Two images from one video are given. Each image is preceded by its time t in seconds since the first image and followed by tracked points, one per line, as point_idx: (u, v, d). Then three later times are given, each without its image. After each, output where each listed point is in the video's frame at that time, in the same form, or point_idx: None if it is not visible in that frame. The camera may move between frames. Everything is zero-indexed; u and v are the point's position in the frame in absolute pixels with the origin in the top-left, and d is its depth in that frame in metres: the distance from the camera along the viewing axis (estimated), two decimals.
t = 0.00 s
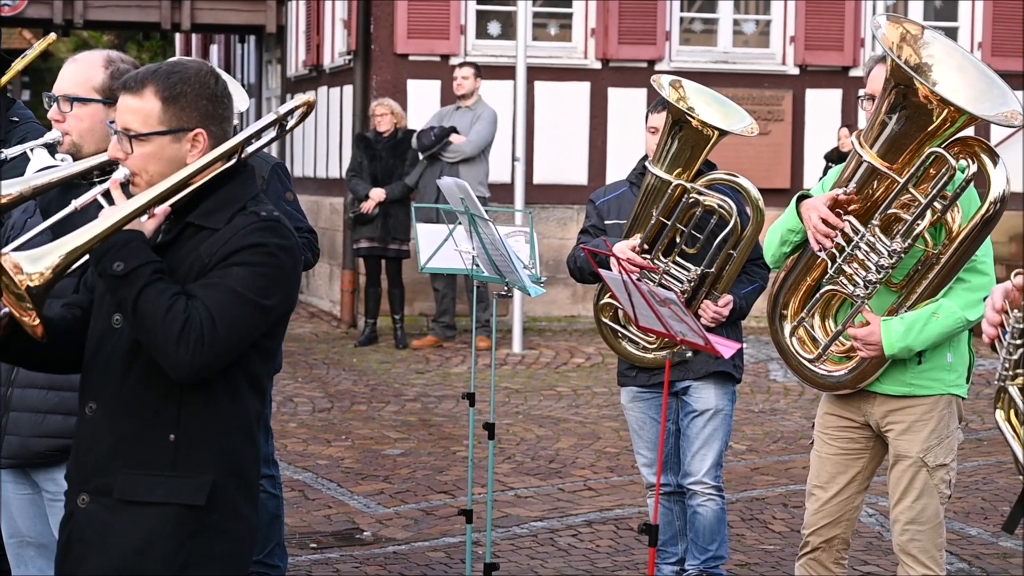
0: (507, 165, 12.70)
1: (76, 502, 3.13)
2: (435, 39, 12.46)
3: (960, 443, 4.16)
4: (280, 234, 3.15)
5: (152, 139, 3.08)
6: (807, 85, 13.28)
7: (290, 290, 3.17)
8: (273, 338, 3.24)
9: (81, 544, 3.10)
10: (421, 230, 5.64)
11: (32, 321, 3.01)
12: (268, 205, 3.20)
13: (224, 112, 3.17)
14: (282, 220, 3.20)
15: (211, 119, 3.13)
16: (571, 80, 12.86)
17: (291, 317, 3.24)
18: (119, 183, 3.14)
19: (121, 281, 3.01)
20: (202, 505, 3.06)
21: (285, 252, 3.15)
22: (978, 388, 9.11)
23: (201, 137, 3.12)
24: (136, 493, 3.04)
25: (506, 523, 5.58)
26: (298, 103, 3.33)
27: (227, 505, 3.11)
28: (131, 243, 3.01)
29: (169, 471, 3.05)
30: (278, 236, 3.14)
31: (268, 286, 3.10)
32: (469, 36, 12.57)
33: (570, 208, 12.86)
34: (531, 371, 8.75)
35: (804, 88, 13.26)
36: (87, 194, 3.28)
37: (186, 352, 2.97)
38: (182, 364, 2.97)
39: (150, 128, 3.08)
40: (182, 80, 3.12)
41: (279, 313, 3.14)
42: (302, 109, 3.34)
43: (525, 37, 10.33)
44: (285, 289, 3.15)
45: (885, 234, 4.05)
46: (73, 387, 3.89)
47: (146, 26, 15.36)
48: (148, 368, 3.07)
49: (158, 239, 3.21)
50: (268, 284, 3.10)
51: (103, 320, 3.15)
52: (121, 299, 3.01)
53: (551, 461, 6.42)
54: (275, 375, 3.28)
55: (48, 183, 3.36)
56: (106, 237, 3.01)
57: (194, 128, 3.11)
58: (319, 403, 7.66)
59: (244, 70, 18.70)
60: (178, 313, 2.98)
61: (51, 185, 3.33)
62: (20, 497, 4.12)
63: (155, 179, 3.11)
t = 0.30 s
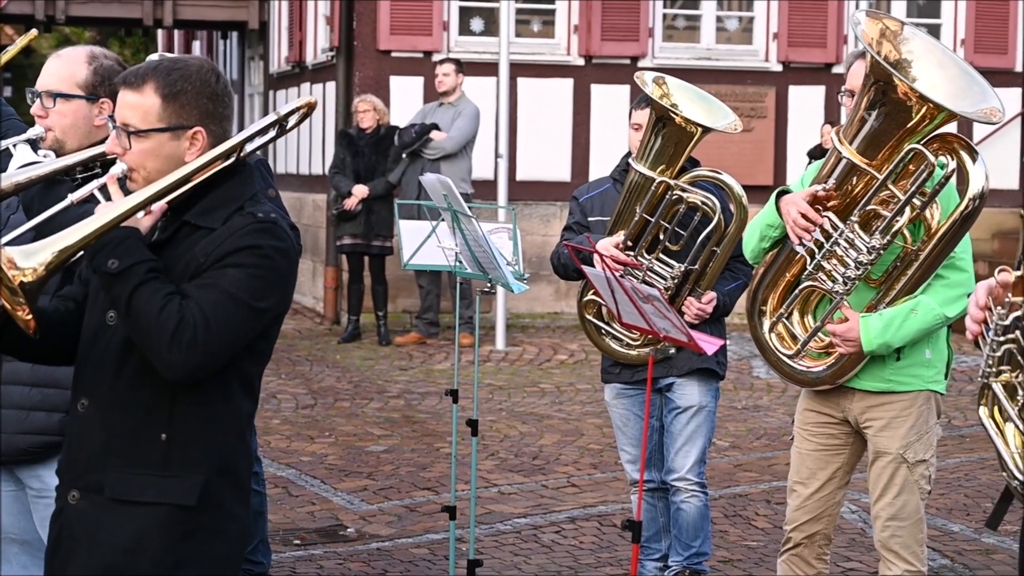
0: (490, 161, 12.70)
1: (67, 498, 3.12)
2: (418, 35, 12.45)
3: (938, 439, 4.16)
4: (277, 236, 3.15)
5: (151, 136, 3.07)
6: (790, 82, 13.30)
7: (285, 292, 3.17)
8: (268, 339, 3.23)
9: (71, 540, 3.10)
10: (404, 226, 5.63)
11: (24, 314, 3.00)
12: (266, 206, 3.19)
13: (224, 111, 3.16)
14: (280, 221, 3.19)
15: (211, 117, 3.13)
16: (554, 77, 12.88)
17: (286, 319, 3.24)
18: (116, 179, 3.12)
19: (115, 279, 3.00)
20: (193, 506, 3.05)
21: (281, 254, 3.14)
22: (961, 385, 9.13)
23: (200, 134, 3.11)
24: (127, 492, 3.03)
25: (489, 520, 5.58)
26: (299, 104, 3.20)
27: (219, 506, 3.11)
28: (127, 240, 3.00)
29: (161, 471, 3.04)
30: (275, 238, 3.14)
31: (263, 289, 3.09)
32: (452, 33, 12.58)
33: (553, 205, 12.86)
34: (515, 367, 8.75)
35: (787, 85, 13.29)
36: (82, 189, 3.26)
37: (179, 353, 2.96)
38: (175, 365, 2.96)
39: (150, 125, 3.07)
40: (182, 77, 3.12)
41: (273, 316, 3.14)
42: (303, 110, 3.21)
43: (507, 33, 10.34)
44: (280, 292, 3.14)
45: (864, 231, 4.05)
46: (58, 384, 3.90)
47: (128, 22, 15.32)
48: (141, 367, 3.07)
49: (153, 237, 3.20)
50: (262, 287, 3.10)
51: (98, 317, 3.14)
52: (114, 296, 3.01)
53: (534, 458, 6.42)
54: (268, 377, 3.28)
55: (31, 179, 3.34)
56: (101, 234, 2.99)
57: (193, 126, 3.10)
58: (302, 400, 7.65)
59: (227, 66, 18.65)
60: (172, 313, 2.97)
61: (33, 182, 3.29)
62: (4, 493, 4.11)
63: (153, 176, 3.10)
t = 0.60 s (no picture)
0: (473, 158, 12.69)
1: (54, 495, 3.10)
2: (400, 32, 12.44)
3: (914, 434, 4.19)
4: (271, 238, 3.14)
5: (149, 132, 3.05)
6: (772, 79, 13.31)
7: (277, 295, 3.16)
8: (259, 340, 3.22)
9: (56, 538, 3.07)
10: (387, 222, 5.58)
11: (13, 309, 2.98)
12: (261, 207, 3.18)
13: (222, 110, 3.15)
14: (274, 222, 3.19)
15: (209, 116, 3.11)
16: (536, 74, 12.87)
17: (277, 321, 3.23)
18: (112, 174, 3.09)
19: (105, 275, 2.97)
20: (179, 507, 3.03)
21: (273, 256, 3.14)
22: (943, 382, 9.15)
23: (198, 132, 3.09)
24: (114, 490, 3.01)
25: (471, 517, 5.57)
26: (299, 105, 3.23)
27: (205, 507, 3.08)
28: (119, 237, 2.97)
29: (147, 470, 3.02)
30: (269, 239, 3.13)
31: (254, 290, 3.09)
32: (434, 30, 12.57)
33: (536, 202, 12.86)
34: (497, 365, 8.74)
35: (770, 82, 13.30)
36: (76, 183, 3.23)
37: (168, 352, 2.94)
38: (164, 364, 2.95)
39: (148, 121, 3.05)
40: (182, 74, 3.10)
41: (264, 317, 3.13)
42: (303, 112, 3.25)
43: (490, 30, 10.32)
44: (271, 293, 3.13)
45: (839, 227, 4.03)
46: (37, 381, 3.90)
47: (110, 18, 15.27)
48: (131, 365, 3.05)
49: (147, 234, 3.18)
50: (254, 288, 3.09)
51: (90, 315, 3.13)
52: (104, 292, 2.98)
53: (516, 456, 6.41)
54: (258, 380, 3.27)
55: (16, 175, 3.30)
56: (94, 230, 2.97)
57: (192, 124, 3.09)
58: (283, 397, 7.63)
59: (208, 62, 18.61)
60: (161, 312, 2.96)
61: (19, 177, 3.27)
62: None
63: (149, 173, 3.08)
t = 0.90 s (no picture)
0: (456, 154, 12.69)
1: (44, 493, 3.08)
2: (384, 28, 12.43)
3: (887, 429, 4.19)
4: (260, 234, 3.12)
5: (140, 127, 3.03)
6: (756, 76, 13.32)
7: (266, 292, 3.13)
8: (248, 337, 3.19)
9: (46, 536, 3.05)
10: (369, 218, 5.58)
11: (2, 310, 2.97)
12: (252, 203, 3.16)
13: (214, 105, 3.12)
14: (264, 218, 3.16)
15: (200, 111, 3.09)
16: (520, 70, 12.87)
17: (267, 318, 3.20)
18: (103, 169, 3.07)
19: (93, 271, 2.95)
20: (168, 504, 3.00)
21: (263, 252, 3.11)
22: (925, 378, 9.17)
23: (189, 128, 3.08)
24: (102, 488, 2.98)
25: (453, 514, 5.57)
26: (292, 102, 3.21)
27: (194, 506, 3.05)
28: (107, 232, 2.96)
29: (136, 467, 3.00)
30: (258, 235, 3.11)
31: (243, 286, 3.06)
32: (418, 26, 12.57)
33: (520, 198, 12.86)
34: (480, 361, 8.73)
35: (753, 78, 13.31)
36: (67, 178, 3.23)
37: (155, 347, 2.92)
38: (151, 360, 2.92)
39: (138, 116, 3.03)
40: (173, 69, 3.08)
41: (253, 314, 3.10)
42: (295, 108, 3.22)
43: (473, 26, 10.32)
44: (260, 290, 3.11)
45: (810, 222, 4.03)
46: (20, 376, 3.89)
47: (92, 14, 15.24)
48: (119, 362, 3.03)
49: (138, 230, 3.15)
50: (242, 284, 3.06)
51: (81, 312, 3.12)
52: (92, 289, 2.96)
53: (499, 452, 6.42)
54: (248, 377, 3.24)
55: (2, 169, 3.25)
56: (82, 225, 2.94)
57: (183, 119, 3.07)
58: (266, 393, 7.63)
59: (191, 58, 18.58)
60: (149, 308, 2.93)
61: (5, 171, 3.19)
62: None
63: (138, 169, 3.06)
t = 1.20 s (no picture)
0: (442, 150, 12.69)
1: (37, 490, 3.04)
2: (369, 24, 12.43)
3: (862, 424, 4.19)
4: (252, 231, 3.08)
5: (130, 124, 3.00)
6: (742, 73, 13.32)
7: (259, 288, 3.10)
8: (241, 334, 3.15)
9: (38, 533, 3.02)
10: (353, 214, 5.57)
11: None
12: (244, 199, 3.13)
13: (206, 101, 3.10)
14: (257, 215, 3.13)
15: (191, 107, 3.07)
16: (506, 66, 12.87)
17: (260, 314, 3.16)
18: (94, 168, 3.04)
19: (84, 269, 2.90)
20: (159, 503, 2.96)
21: (255, 249, 3.07)
22: (910, 375, 9.18)
23: (181, 124, 3.05)
24: (93, 486, 2.94)
25: (439, 510, 5.57)
26: (284, 97, 3.18)
27: (185, 504, 3.02)
28: (98, 231, 2.90)
29: (127, 465, 2.96)
30: (251, 232, 3.07)
31: (235, 283, 3.02)
32: (404, 21, 12.56)
33: (505, 194, 12.87)
34: (465, 357, 8.74)
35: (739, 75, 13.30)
36: (60, 176, 3.17)
37: (146, 346, 2.88)
38: (142, 358, 2.88)
39: (129, 112, 3.00)
40: (164, 65, 3.06)
41: (246, 311, 3.06)
42: (288, 104, 3.20)
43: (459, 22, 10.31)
44: (252, 288, 3.07)
45: (782, 218, 4.03)
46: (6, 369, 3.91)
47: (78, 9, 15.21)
48: (112, 360, 2.99)
49: (131, 227, 3.11)
50: (235, 281, 3.02)
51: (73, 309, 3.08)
52: (83, 287, 2.92)
53: (484, 448, 6.42)
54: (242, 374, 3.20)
55: None
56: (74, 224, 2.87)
57: (174, 115, 3.04)
58: (252, 389, 7.63)
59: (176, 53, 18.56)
60: (140, 306, 2.89)
61: None
62: None
63: (131, 165, 3.03)
